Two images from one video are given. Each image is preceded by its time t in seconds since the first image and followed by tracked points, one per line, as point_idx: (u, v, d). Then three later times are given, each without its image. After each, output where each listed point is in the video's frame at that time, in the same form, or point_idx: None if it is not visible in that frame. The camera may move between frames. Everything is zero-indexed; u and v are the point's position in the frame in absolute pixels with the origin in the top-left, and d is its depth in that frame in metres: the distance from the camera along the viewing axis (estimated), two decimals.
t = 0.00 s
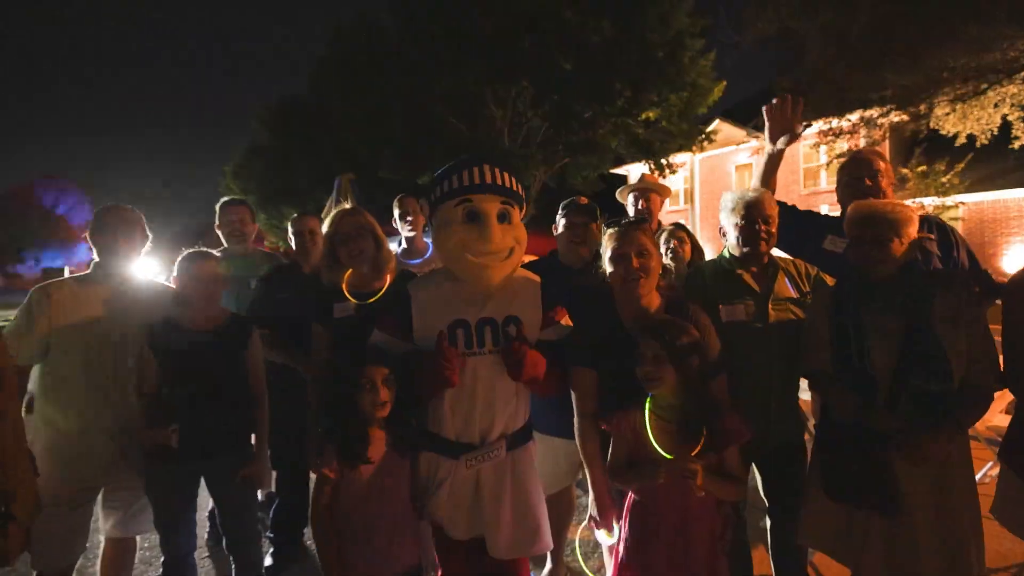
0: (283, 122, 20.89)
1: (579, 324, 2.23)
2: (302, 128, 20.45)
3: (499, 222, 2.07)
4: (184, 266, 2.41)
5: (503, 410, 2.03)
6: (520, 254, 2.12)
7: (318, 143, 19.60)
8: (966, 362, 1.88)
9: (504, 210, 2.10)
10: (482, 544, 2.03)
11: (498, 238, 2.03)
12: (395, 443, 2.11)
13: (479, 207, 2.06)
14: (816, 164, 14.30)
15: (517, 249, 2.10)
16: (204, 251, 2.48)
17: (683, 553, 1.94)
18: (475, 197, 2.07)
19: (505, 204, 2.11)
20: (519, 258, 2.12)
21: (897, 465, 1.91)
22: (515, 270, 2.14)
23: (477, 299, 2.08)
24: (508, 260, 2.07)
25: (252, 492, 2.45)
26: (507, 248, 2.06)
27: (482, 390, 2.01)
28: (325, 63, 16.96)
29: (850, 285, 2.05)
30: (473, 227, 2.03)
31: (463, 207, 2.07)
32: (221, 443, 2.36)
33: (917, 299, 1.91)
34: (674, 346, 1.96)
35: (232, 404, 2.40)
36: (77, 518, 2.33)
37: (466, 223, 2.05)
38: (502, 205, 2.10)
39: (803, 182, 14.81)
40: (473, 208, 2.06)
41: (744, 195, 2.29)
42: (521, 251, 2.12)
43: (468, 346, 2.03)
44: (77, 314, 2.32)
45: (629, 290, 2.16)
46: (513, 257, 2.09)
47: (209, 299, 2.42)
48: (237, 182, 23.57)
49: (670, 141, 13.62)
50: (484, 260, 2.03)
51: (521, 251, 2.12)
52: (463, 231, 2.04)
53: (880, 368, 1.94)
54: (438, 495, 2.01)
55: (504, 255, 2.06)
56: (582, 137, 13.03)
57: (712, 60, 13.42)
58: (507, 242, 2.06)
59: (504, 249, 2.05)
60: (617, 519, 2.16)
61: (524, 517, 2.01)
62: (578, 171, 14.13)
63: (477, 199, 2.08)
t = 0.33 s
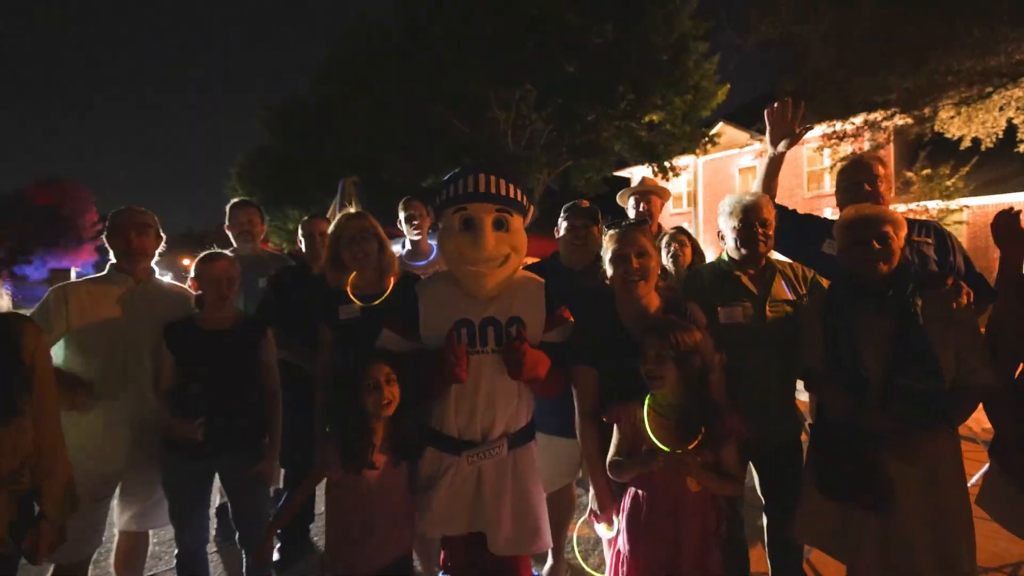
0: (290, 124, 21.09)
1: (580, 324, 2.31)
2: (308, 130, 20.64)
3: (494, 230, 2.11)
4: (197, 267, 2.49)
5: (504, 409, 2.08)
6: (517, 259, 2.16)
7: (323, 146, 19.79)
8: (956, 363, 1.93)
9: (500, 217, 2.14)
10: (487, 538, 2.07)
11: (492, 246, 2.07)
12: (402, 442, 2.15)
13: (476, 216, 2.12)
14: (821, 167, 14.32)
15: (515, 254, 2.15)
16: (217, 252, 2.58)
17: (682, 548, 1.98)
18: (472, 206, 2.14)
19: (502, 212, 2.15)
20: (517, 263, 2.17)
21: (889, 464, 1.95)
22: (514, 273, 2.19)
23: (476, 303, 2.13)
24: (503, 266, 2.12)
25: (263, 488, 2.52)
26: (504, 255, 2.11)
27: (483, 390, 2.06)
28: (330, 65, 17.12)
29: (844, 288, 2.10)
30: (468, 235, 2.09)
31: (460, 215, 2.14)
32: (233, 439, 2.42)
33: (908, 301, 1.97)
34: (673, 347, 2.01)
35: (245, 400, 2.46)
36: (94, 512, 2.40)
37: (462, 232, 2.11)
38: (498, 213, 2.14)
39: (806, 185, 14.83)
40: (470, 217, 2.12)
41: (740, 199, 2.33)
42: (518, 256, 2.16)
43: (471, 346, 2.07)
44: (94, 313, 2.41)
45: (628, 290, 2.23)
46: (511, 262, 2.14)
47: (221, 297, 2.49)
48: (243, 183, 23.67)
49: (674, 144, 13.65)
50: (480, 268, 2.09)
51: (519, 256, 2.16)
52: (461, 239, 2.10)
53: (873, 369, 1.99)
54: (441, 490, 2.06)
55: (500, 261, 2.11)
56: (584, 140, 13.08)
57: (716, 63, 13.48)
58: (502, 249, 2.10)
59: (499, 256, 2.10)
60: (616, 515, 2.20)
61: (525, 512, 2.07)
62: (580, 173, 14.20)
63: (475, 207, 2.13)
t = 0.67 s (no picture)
0: (295, 128, 21.29)
1: (581, 324, 2.38)
2: (313, 134, 20.85)
3: (502, 230, 2.21)
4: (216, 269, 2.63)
5: (508, 406, 2.17)
6: (523, 259, 2.25)
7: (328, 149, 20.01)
8: (938, 366, 2.01)
9: (508, 218, 2.23)
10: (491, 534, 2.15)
11: (501, 245, 2.17)
12: (408, 440, 2.26)
13: (485, 215, 2.21)
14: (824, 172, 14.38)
15: (522, 255, 2.25)
16: (235, 257, 2.73)
17: (676, 544, 2.05)
18: (481, 206, 2.23)
19: (510, 213, 2.25)
20: (523, 265, 2.26)
21: (875, 464, 2.03)
22: (520, 274, 2.28)
23: (483, 302, 2.22)
24: (511, 265, 2.22)
25: (274, 488, 2.61)
26: (511, 254, 2.21)
27: (488, 388, 2.15)
28: (335, 69, 17.30)
29: (832, 291, 2.19)
30: (477, 235, 2.19)
31: (470, 215, 2.23)
32: (248, 437, 2.53)
33: (894, 306, 2.06)
34: (670, 348, 2.09)
35: (259, 398, 2.60)
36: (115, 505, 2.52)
37: (472, 231, 2.20)
38: (507, 214, 2.24)
39: (810, 189, 14.91)
40: (479, 217, 2.21)
41: (731, 207, 2.43)
42: (523, 257, 2.25)
43: (476, 345, 2.16)
44: (117, 315, 2.57)
45: (625, 293, 2.32)
46: (517, 262, 2.23)
47: (239, 299, 2.62)
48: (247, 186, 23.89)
49: (676, 147, 13.72)
50: (488, 264, 2.18)
51: (525, 256, 2.26)
52: (470, 237, 2.19)
53: (858, 372, 2.08)
54: (444, 487, 2.12)
55: (508, 260, 2.21)
56: (587, 144, 13.17)
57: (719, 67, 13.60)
58: (510, 248, 2.20)
59: (507, 255, 2.20)
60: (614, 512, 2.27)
61: (529, 509, 2.14)
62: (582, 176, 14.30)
63: (485, 207, 2.23)
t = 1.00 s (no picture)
0: (301, 130, 21.47)
1: (579, 325, 2.46)
2: (319, 137, 21.02)
3: (505, 236, 2.31)
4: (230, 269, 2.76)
5: (508, 403, 2.26)
6: (526, 263, 2.35)
7: (332, 151, 20.17)
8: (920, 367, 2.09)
9: (512, 224, 2.34)
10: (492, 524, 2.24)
11: (504, 251, 2.27)
12: (407, 435, 2.39)
13: (489, 222, 2.31)
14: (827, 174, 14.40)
15: (524, 259, 2.34)
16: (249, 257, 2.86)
17: (668, 536, 2.13)
18: (485, 213, 2.33)
19: (514, 219, 2.35)
20: (524, 269, 2.35)
21: (860, 461, 2.10)
22: (522, 277, 2.38)
23: (486, 305, 2.32)
24: (514, 271, 2.31)
25: (284, 479, 2.80)
26: (514, 260, 2.31)
27: (491, 386, 2.25)
28: (340, 72, 17.45)
29: (820, 294, 2.27)
30: (481, 241, 2.28)
31: (473, 221, 2.33)
32: (259, 431, 2.72)
33: (879, 309, 2.14)
34: (662, 347, 2.18)
35: (269, 398, 2.75)
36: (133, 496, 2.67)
37: (476, 237, 2.30)
38: (510, 220, 2.34)
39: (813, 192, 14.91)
40: (483, 223, 2.31)
41: (720, 211, 2.53)
42: (525, 262, 2.35)
43: (478, 345, 2.26)
44: (135, 315, 2.76)
45: (620, 294, 2.41)
46: (520, 266, 2.33)
47: (251, 301, 2.77)
48: (251, 188, 23.99)
49: (679, 150, 13.78)
50: (493, 272, 2.28)
51: (527, 260, 2.36)
52: (473, 243, 2.29)
53: (843, 372, 2.16)
54: (448, 481, 2.21)
55: (511, 266, 2.31)
56: (589, 146, 13.23)
57: (722, 71, 13.67)
58: (513, 254, 2.30)
59: (510, 261, 2.30)
60: (606, 504, 2.37)
61: (528, 502, 2.23)
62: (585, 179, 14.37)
63: (488, 214, 2.33)
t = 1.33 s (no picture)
0: (307, 133, 21.65)
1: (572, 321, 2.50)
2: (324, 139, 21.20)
3: (492, 235, 2.42)
4: (248, 270, 2.95)
5: (500, 398, 2.36)
6: (512, 263, 2.46)
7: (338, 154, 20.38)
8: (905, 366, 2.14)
9: (498, 224, 2.45)
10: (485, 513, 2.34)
11: (489, 249, 2.39)
12: (403, 431, 2.47)
13: (475, 222, 2.43)
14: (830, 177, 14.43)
15: (511, 258, 2.46)
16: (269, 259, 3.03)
17: (655, 527, 2.23)
18: (473, 213, 2.45)
19: (500, 219, 2.46)
20: (512, 269, 2.47)
21: (842, 457, 2.16)
22: (511, 276, 2.49)
23: (475, 303, 2.43)
24: (501, 269, 2.43)
25: (294, 468, 3.03)
26: (501, 258, 2.42)
27: (483, 382, 2.35)
28: (346, 75, 17.57)
29: (805, 296, 2.36)
30: (469, 240, 2.40)
31: (462, 222, 2.46)
32: (274, 423, 2.94)
33: (862, 311, 2.21)
34: (653, 346, 2.26)
35: (291, 390, 3.01)
36: (146, 487, 2.82)
37: (464, 237, 2.42)
38: (497, 220, 2.46)
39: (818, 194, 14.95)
40: (470, 223, 2.43)
41: (710, 215, 2.73)
42: (513, 261, 2.46)
43: (472, 345, 2.36)
44: (154, 314, 2.89)
45: (612, 295, 2.50)
46: (507, 265, 2.44)
47: (269, 300, 2.99)
48: (258, 191, 24.24)
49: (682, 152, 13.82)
50: (481, 268, 2.40)
51: (515, 259, 2.47)
52: (462, 243, 2.41)
53: (826, 371, 2.24)
54: (444, 473, 2.33)
55: (497, 264, 2.42)
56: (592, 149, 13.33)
57: (725, 73, 13.71)
58: (499, 252, 2.41)
59: (496, 259, 2.41)
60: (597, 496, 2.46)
61: (521, 494, 2.33)
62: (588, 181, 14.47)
63: (475, 215, 2.45)
